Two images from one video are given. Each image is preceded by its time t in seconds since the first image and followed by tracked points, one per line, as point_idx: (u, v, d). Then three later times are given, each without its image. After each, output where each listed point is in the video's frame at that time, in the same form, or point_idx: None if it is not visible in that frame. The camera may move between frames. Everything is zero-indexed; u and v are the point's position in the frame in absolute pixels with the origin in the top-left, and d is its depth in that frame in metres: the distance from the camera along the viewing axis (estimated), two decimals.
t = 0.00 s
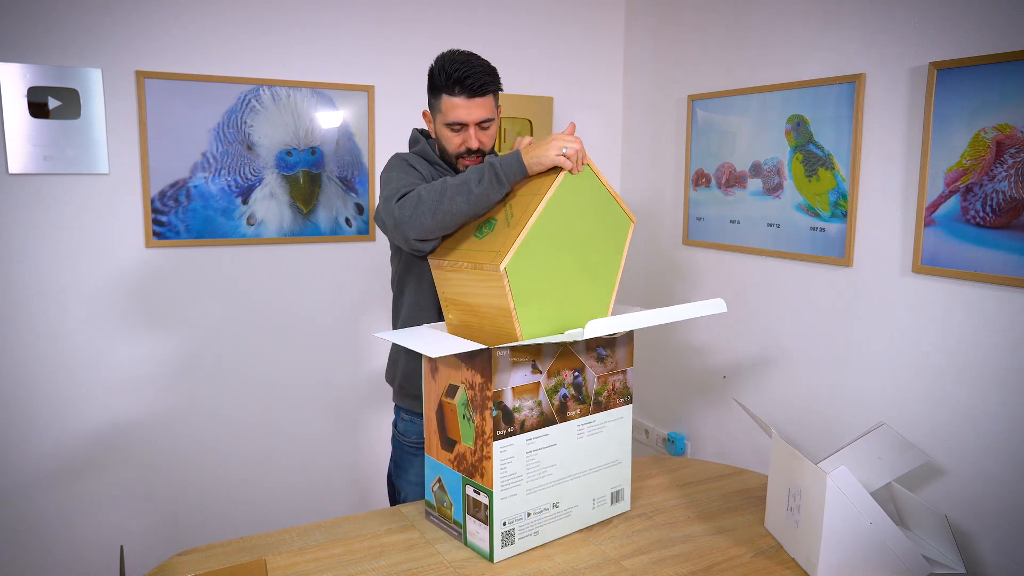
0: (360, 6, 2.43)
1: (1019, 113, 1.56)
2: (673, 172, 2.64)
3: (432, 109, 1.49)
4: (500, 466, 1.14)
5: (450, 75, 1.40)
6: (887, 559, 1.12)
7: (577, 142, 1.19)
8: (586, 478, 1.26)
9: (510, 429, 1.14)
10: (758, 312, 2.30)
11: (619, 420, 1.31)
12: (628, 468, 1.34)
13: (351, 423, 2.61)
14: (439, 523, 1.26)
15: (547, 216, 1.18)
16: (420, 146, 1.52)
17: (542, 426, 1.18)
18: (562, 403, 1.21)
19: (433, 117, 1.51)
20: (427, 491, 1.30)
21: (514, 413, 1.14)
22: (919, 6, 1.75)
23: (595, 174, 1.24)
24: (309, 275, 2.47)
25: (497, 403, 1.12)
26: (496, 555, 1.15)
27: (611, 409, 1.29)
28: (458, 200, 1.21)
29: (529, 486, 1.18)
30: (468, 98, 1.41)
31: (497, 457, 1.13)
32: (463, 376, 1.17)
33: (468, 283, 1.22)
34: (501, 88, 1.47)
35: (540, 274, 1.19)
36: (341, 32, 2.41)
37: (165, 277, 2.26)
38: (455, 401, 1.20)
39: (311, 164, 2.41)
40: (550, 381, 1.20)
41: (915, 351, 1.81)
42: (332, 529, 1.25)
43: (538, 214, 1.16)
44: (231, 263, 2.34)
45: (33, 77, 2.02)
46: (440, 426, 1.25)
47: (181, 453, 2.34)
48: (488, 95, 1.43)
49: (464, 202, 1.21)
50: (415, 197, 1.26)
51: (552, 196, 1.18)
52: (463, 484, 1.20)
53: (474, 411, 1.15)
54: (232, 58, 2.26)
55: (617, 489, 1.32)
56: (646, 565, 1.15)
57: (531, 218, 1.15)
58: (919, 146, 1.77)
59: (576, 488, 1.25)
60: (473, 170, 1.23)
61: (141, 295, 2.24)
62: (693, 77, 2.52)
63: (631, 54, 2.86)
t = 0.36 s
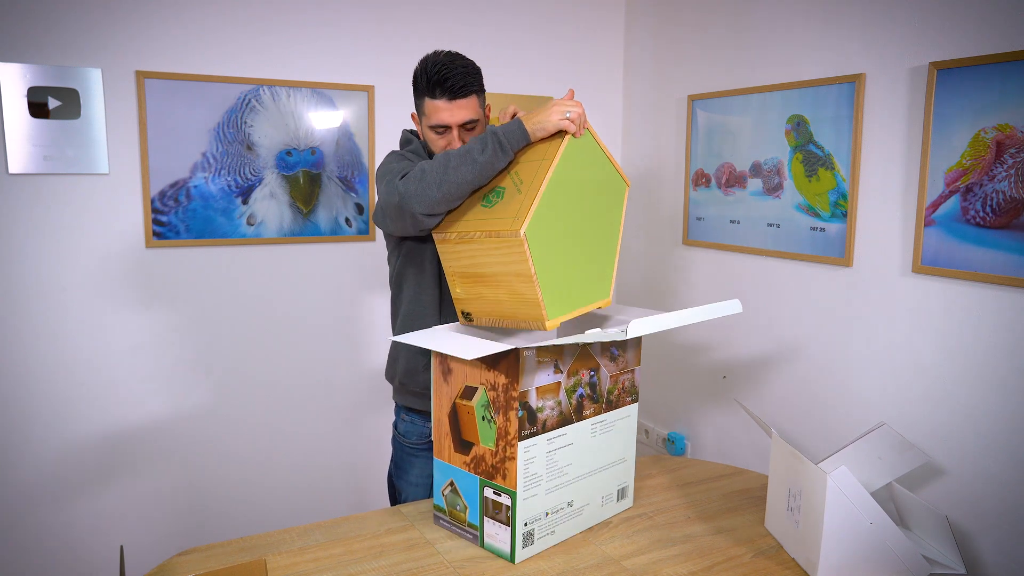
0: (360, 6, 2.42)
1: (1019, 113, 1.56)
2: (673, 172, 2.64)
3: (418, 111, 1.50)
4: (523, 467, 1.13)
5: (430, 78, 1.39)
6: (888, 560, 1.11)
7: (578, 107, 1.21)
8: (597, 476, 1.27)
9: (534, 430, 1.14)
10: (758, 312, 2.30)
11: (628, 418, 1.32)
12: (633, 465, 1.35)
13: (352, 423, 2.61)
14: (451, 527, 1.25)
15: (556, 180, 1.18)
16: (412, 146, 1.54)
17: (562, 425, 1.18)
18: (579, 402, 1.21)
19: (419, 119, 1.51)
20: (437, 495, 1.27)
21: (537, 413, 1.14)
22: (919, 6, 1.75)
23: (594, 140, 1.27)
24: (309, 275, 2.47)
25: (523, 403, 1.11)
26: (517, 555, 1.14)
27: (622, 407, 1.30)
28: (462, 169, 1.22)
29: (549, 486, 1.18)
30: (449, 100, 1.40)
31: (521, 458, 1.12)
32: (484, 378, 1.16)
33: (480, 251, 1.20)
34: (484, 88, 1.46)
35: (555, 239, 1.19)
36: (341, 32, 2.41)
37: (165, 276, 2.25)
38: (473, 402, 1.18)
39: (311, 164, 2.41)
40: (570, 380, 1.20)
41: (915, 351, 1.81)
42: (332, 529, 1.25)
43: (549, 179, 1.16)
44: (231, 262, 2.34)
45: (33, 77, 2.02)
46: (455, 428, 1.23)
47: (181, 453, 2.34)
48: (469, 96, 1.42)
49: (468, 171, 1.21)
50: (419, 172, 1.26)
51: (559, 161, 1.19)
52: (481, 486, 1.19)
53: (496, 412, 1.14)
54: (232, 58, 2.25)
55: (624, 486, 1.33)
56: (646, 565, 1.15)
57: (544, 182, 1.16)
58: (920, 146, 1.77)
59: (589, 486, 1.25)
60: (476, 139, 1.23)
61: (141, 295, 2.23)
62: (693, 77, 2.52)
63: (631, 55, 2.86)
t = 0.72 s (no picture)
0: (360, 7, 2.43)
1: (1019, 113, 1.56)
2: (673, 172, 2.64)
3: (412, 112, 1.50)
4: (527, 470, 1.13)
5: (425, 77, 1.39)
6: (888, 560, 1.11)
7: (582, 106, 1.22)
8: (605, 480, 1.26)
9: (537, 432, 1.13)
10: (758, 312, 2.30)
11: (637, 423, 1.31)
12: (642, 471, 1.34)
13: (351, 423, 2.61)
14: (456, 528, 1.25)
15: (558, 179, 1.19)
16: (408, 146, 1.54)
17: (567, 428, 1.18)
18: (586, 405, 1.21)
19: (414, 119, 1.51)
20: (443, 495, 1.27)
21: (541, 416, 1.13)
22: (919, 5, 1.75)
23: (593, 140, 1.28)
24: (309, 275, 2.47)
25: (526, 406, 1.11)
26: (520, 559, 1.13)
27: (631, 412, 1.29)
28: (467, 165, 1.22)
29: (553, 490, 1.17)
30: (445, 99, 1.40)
31: (524, 461, 1.12)
32: (489, 380, 1.16)
33: (480, 248, 1.21)
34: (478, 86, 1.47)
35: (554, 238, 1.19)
36: (341, 33, 2.41)
37: (165, 276, 2.25)
38: (478, 404, 1.18)
39: (311, 164, 2.41)
40: (576, 384, 1.19)
41: (915, 351, 1.81)
42: (332, 529, 1.25)
43: (551, 179, 1.17)
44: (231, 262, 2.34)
45: (33, 77, 2.02)
46: (461, 430, 1.23)
47: (180, 453, 2.33)
48: (465, 94, 1.42)
49: (473, 166, 1.22)
50: (421, 168, 1.26)
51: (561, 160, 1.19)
52: (485, 488, 1.19)
53: (501, 414, 1.14)
54: (232, 58, 2.25)
55: (633, 491, 1.32)
56: (646, 565, 1.15)
57: (546, 182, 1.16)
58: (920, 146, 1.77)
59: (596, 491, 1.24)
60: (479, 135, 1.24)
61: (141, 295, 2.23)
62: (693, 77, 2.52)
63: (631, 55, 2.86)
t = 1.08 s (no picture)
0: (360, 7, 2.43)
1: (1019, 113, 1.56)
2: (673, 172, 2.64)
3: (416, 111, 1.49)
4: (526, 470, 1.13)
5: (431, 74, 1.40)
6: (888, 560, 1.11)
7: (586, 125, 1.21)
8: (605, 481, 1.26)
9: (537, 432, 1.13)
10: (758, 312, 2.30)
11: (638, 423, 1.31)
12: (643, 471, 1.33)
13: (352, 423, 2.61)
14: (456, 529, 1.24)
15: (557, 191, 1.19)
16: (411, 146, 1.53)
17: (567, 428, 1.18)
18: (586, 405, 1.21)
19: (418, 119, 1.51)
20: (443, 495, 1.27)
21: (540, 416, 1.14)
22: (919, 5, 1.75)
23: (598, 158, 1.27)
24: (309, 275, 2.47)
25: (525, 406, 1.11)
26: (520, 560, 1.13)
27: (631, 412, 1.29)
28: (467, 178, 1.23)
29: (553, 490, 1.17)
30: (453, 92, 1.41)
31: (524, 461, 1.12)
32: (487, 380, 1.16)
33: (473, 251, 1.21)
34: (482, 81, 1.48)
35: (549, 249, 1.19)
36: (341, 32, 2.41)
37: (165, 276, 2.25)
38: (476, 405, 1.18)
39: (311, 164, 2.41)
40: (575, 384, 1.19)
41: (915, 351, 1.81)
42: (333, 529, 1.25)
43: (550, 189, 1.17)
44: (231, 262, 2.34)
45: (33, 77, 2.02)
46: (460, 430, 1.23)
47: (181, 452, 2.33)
48: (471, 88, 1.43)
49: (473, 180, 1.22)
50: (421, 178, 1.26)
51: (563, 173, 1.19)
52: (484, 488, 1.19)
53: (499, 414, 1.14)
54: (232, 58, 2.25)
55: (633, 492, 1.31)
56: (646, 565, 1.15)
57: (544, 193, 1.16)
58: (920, 146, 1.77)
59: (596, 491, 1.24)
60: (481, 148, 1.24)
61: (141, 295, 2.23)
62: (693, 77, 2.52)
63: (631, 55, 2.86)
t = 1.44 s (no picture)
0: (360, 7, 2.42)
1: (1019, 114, 1.56)
2: (673, 172, 2.64)
3: (420, 111, 1.49)
4: (526, 470, 1.13)
5: (436, 71, 1.41)
6: (888, 560, 1.11)
7: (586, 127, 1.21)
8: (605, 481, 1.26)
9: (537, 432, 1.13)
10: (758, 312, 2.30)
11: (638, 423, 1.31)
12: (643, 472, 1.33)
13: (352, 423, 2.61)
14: (456, 529, 1.24)
15: (556, 191, 1.19)
16: (414, 146, 1.51)
17: (567, 428, 1.18)
18: (586, 405, 1.21)
19: (423, 119, 1.50)
20: (443, 495, 1.27)
21: (540, 415, 1.14)
22: (919, 5, 1.75)
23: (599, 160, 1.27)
24: (309, 275, 2.47)
25: (525, 405, 1.11)
26: (520, 559, 1.13)
27: (631, 412, 1.29)
28: (467, 182, 1.22)
29: (553, 490, 1.17)
30: (459, 88, 1.42)
31: (524, 461, 1.12)
32: (487, 380, 1.16)
33: (472, 250, 1.21)
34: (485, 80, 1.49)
35: (546, 249, 1.19)
36: (341, 33, 2.41)
37: (165, 276, 2.25)
38: (476, 404, 1.18)
39: (311, 163, 2.41)
40: (575, 384, 1.19)
41: (915, 351, 1.81)
42: (333, 529, 1.25)
43: (548, 190, 1.17)
44: (231, 262, 2.33)
45: (33, 77, 2.02)
46: (460, 430, 1.23)
47: (181, 453, 2.33)
48: (476, 85, 1.44)
49: (474, 183, 1.22)
50: (422, 181, 1.26)
51: (562, 174, 1.19)
52: (484, 488, 1.19)
53: (499, 414, 1.14)
54: (232, 58, 2.25)
55: (633, 492, 1.31)
56: (646, 565, 1.15)
57: (542, 193, 1.16)
58: (920, 146, 1.77)
59: (596, 491, 1.24)
60: (482, 151, 1.23)
61: (141, 295, 2.23)
62: (693, 78, 2.52)
63: (631, 55, 2.86)
